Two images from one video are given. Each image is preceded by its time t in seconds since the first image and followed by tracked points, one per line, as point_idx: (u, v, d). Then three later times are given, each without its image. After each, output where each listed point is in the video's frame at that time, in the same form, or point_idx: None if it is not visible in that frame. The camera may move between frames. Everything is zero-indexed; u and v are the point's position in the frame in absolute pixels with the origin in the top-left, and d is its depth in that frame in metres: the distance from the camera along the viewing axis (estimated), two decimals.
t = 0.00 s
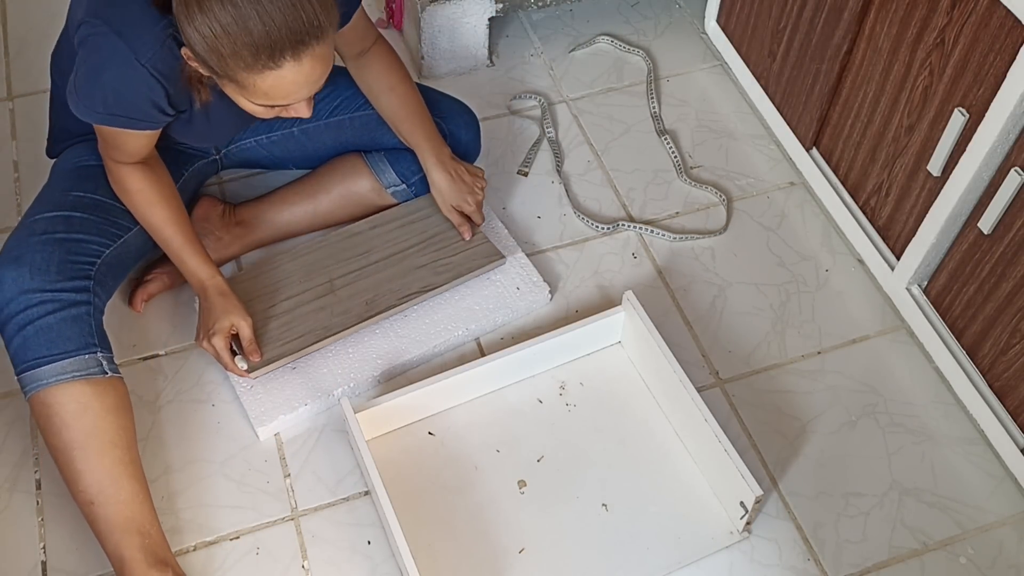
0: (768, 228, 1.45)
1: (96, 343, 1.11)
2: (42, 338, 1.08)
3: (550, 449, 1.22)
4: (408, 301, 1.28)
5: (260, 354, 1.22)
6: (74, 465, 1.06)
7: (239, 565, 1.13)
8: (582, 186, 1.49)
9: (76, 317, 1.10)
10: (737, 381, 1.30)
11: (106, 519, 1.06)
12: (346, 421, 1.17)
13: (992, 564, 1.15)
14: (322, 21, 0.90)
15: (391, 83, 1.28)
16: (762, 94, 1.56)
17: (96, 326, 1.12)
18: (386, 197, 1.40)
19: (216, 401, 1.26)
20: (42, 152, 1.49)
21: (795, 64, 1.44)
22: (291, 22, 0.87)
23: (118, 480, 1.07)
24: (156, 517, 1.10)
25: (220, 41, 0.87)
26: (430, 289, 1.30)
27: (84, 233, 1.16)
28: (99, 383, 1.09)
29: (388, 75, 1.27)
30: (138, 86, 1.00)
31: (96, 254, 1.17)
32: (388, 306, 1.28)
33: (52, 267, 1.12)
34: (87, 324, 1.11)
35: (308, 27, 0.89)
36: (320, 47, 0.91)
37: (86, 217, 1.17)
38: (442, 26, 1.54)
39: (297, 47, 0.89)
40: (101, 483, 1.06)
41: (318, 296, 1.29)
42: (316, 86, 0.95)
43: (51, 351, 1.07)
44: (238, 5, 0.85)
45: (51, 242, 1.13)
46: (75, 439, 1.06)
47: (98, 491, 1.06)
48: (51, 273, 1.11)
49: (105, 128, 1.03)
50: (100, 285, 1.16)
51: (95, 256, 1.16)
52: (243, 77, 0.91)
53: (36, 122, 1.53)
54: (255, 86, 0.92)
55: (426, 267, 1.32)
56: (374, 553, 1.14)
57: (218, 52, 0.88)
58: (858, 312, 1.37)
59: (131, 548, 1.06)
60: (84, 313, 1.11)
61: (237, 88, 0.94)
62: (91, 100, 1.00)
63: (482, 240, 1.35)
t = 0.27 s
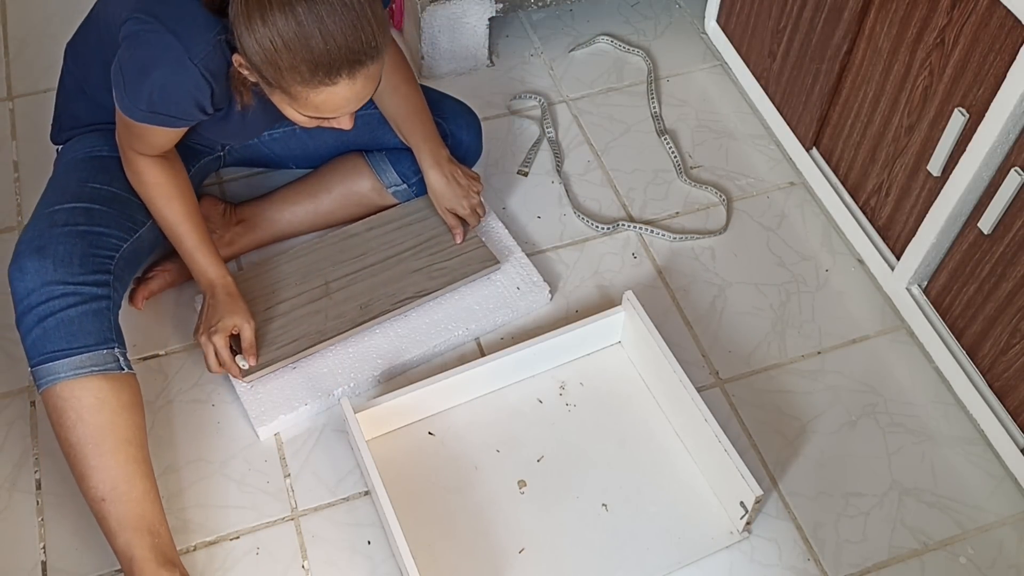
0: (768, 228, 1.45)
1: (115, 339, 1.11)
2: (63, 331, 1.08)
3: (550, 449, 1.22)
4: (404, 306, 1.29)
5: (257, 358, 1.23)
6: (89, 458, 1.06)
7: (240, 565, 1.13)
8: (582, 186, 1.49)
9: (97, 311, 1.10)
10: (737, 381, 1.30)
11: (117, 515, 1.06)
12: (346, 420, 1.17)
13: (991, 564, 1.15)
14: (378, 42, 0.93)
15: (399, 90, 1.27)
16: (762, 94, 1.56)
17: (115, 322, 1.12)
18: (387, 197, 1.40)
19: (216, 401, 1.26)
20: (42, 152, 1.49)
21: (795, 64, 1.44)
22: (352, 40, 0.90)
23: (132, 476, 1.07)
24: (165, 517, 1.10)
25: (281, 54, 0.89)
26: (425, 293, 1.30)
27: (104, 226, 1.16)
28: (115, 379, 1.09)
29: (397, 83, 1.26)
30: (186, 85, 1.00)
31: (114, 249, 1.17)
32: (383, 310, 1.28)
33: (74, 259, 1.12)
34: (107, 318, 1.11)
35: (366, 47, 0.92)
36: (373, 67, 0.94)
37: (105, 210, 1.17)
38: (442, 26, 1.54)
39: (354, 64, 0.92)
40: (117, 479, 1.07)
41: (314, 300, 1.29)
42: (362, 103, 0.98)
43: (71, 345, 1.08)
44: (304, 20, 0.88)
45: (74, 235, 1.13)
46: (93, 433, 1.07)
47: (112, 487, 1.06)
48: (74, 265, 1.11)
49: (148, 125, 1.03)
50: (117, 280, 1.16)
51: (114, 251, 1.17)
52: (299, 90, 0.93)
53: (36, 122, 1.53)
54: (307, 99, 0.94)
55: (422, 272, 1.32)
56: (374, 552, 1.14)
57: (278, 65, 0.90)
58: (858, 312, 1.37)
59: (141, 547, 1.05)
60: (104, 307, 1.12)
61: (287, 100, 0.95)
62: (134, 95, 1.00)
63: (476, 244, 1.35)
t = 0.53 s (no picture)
0: (768, 228, 1.45)
1: (88, 348, 1.11)
2: (33, 346, 1.09)
3: (550, 449, 1.22)
4: (405, 309, 1.29)
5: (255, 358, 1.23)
6: (67, 471, 1.07)
7: (239, 565, 1.13)
8: (582, 186, 1.49)
9: (66, 322, 1.11)
10: (737, 381, 1.30)
11: (100, 524, 1.06)
12: (346, 420, 1.17)
13: (992, 564, 1.15)
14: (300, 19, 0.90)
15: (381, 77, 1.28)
16: (762, 94, 1.56)
17: (87, 331, 1.12)
18: (387, 197, 1.39)
19: (216, 401, 1.26)
20: (42, 152, 1.49)
21: (795, 64, 1.44)
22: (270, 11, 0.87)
23: (112, 483, 1.07)
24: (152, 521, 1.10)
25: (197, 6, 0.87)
26: (427, 297, 1.31)
27: (74, 239, 1.17)
28: (91, 389, 1.09)
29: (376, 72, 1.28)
30: (119, 68, 1.01)
31: (87, 260, 1.17)
32: (386, 314, 1.29)
33: (42, 273, 1.12)
34: (78, 329, 1.11)
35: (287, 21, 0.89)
36: (292, 44, 0.91)
37: (75, 223, 1.18)
38: (442, 26, 1.54)
39: (269, 38, 0.89)
40: (93, 487, 1.07)
41: (316, 304, 1.30)
42: (274, 80, 0.95)
43: (42, 359, 1.08)
44: None
45: (41, 250, 1.14)
46: (68, 445, 1.07)
47: (89, 497, 1.07)
48: (40, 281, 1.12)
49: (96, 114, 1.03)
50: (91, 289, 1.17)
51: (87, 261, 1.17)
52: (210, 51, 0.90)
53: (36, 122, 1.53)
54: (217, 63, 0.91)
55: (424, 275, 1.33)
56: (374, 553, 1.14)
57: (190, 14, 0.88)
58: (858, 312, 1.37)
59: (123, 552, 1.05)
60: (75, 318, 1.12)
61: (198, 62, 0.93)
62: (75, 82, 1.00)
63: (477, 245, 1.36)
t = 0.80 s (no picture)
0: (768, 228, 1.45)
1: (85, 348, 1.11)
2: (30, 347, 1.09)
3: (550, 449, 1.22)
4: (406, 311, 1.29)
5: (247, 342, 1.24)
6: (66, 469, 1.07)
7: (239, 565, 1.13)
8: (582, 186, 1.49)
9: (63, 323, 1.11)
10: (737, 381, 1.30)
11: (99, 522, 1.06)
12: (346, 420, 1.17)
13: (992, 564, 1.15)
14: None
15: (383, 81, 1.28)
16: (762, 94, 1.56)
17: (84, 331, 1.13)
18: (388, 192, 1.40)
19: (216, 401, 1.26)
20: (42, 152, 1.49)
21: (795, 64, 1.44)
22: None
23: (111, 482, 1.07)
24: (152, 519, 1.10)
25: None
26: (428, 298, 1.30)
27: (70, 239, 1.17)
28: (89, 388, 1.09)
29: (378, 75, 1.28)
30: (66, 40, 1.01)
31: (83, 259, 1.17)
32: (385, 315, 1.29)
33: (38, 274, 1.12)
34: (75, 329, 1.11)
35: None
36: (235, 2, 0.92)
37: (71, 223, 1.18)
38: (442, 26, 1.54)
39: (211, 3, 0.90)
40: (92, 487, 1.07)
41: (316, 304, 1.30)
42: (237, 41, 0.95)
43: (39, 359, 1.08)
44: None
45: (37, 251, 1.14)
46: (66, 444, 1.07)
47: (89, 496, 1.06)
48: (36, 281, 1.12)
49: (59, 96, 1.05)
50: (88, 290, 1.17)
51: (83, 261, 1.17)
52: (159, 30, 0.92)
53: (36, 122, 1.53)
54: (173, 42, 0.93)
55: (424, 275, 1.32)
56: (374, 553, 1.14)
57: None
58: (858, 312, 1.37)
59: (123, 550, 1.05)
60: (71, 318, 1.12)
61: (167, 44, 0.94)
62: (35, 66, 1.02)
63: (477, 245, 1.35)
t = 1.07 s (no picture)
0: (768, 228, 1.45)
1: (84, 349, 1.11)
2: (30, 349, 1.09)
3: (550, 449, 1.22)
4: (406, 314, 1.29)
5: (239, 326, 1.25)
6: (66, 471, 1.07)
7: (239, 565, 1.13)
8: (582, 186, 1.49)
9: (61, 325, 1.11)
10: (737, 381, 1.30)
11: (100, 524, 1.06)
12: (346, 421, 1.17)
13: (992, 564, 1.15)
14: (284, 58, 0.89)
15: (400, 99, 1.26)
16: (762, 94, 1.56)
17: (83, 332, 1.13)
18: (388, 194, 1.40)
19: (215, 401, 1.26)
20: (42, 152, 1.49)
21: (795, 64, 1.44)
22: (254, 62, 0.87)
23: (111, 483, 1.07)
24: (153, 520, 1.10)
25: (183, 75, 0.86)
26: (431, 297, 1.30)
27: (68, 241, 1.17)
28: (88, 389, 1.10)
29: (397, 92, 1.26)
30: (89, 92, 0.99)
31: (82, 260, 1.17)
32: (385, 309, 1.28)
33: (36, 277, 1.12)
34: (74, 331, 1.12)
35: (269, 64, 0.88)
36: (283, 81, 0.91)
37: (69, 225, 1.18)
38: (442, 25, 1.54)
39: (260, 84, 0.89)
40: (92, 488, 1.07)
41: (318, 296, 1.30)
42: (281, 114, 0.95)
43: (39, 362, 1.09)
44: (190, 45, 0.84)
45: (35, 254, 1.14)
46: (66, 446, 1.07)
47: (89, 497, 1.07)
48: (34, 284, 1.12)
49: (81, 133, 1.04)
50: (86, 291, 1.17)
51: (81, 263, 1.17)
52: (205, 110, 0.91)
53: (36, 122, 1.53)
54: (221, 119, 0.93)
55: (429, 275, 1.32)
56: (374, 553, 1.14)
57: (181, 86, 0.87)
58: (858, 312, 1.37)
59: (124, 552, 1.05)
60: (70, 321, 1.12)
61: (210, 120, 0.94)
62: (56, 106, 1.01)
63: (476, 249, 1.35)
